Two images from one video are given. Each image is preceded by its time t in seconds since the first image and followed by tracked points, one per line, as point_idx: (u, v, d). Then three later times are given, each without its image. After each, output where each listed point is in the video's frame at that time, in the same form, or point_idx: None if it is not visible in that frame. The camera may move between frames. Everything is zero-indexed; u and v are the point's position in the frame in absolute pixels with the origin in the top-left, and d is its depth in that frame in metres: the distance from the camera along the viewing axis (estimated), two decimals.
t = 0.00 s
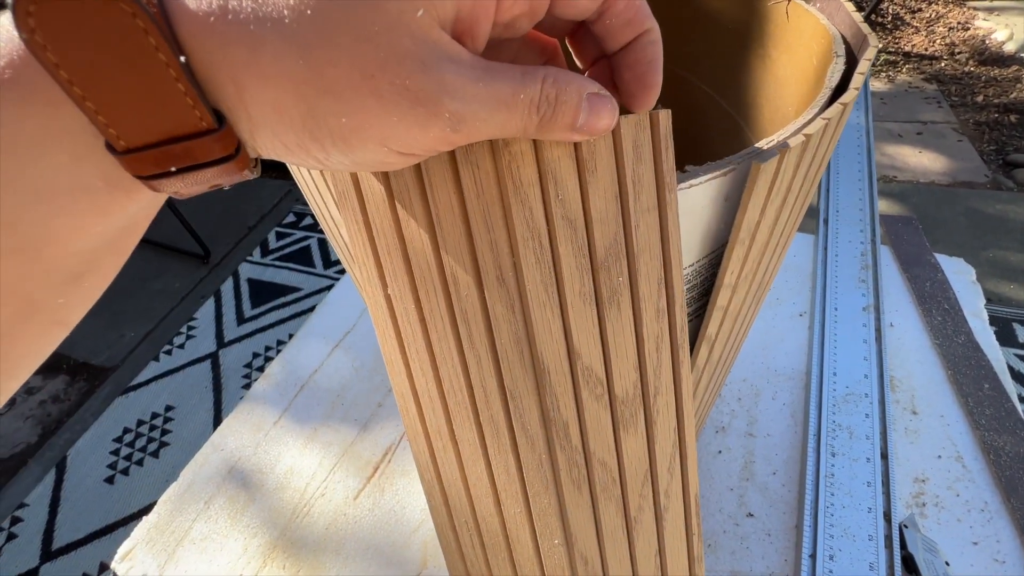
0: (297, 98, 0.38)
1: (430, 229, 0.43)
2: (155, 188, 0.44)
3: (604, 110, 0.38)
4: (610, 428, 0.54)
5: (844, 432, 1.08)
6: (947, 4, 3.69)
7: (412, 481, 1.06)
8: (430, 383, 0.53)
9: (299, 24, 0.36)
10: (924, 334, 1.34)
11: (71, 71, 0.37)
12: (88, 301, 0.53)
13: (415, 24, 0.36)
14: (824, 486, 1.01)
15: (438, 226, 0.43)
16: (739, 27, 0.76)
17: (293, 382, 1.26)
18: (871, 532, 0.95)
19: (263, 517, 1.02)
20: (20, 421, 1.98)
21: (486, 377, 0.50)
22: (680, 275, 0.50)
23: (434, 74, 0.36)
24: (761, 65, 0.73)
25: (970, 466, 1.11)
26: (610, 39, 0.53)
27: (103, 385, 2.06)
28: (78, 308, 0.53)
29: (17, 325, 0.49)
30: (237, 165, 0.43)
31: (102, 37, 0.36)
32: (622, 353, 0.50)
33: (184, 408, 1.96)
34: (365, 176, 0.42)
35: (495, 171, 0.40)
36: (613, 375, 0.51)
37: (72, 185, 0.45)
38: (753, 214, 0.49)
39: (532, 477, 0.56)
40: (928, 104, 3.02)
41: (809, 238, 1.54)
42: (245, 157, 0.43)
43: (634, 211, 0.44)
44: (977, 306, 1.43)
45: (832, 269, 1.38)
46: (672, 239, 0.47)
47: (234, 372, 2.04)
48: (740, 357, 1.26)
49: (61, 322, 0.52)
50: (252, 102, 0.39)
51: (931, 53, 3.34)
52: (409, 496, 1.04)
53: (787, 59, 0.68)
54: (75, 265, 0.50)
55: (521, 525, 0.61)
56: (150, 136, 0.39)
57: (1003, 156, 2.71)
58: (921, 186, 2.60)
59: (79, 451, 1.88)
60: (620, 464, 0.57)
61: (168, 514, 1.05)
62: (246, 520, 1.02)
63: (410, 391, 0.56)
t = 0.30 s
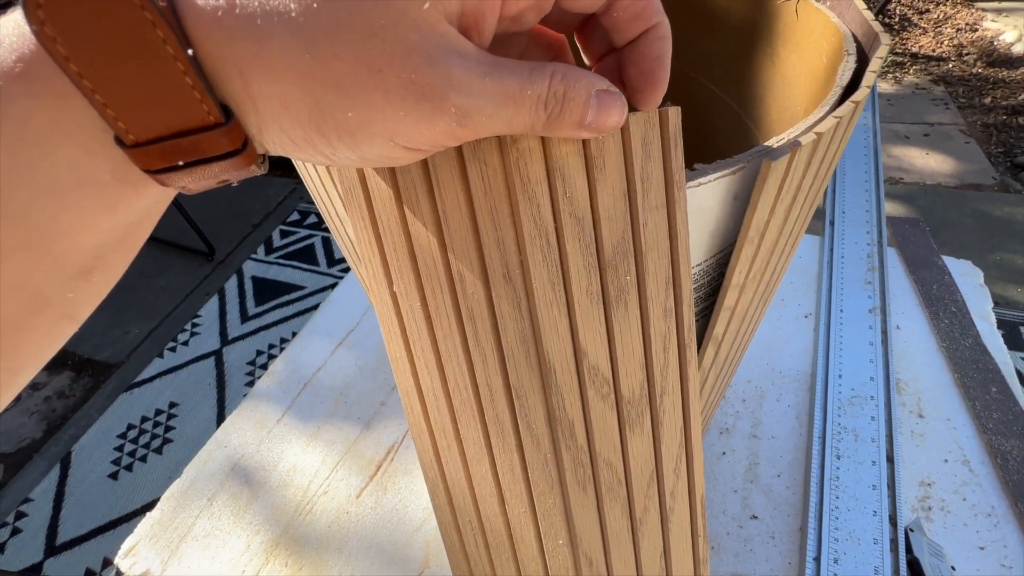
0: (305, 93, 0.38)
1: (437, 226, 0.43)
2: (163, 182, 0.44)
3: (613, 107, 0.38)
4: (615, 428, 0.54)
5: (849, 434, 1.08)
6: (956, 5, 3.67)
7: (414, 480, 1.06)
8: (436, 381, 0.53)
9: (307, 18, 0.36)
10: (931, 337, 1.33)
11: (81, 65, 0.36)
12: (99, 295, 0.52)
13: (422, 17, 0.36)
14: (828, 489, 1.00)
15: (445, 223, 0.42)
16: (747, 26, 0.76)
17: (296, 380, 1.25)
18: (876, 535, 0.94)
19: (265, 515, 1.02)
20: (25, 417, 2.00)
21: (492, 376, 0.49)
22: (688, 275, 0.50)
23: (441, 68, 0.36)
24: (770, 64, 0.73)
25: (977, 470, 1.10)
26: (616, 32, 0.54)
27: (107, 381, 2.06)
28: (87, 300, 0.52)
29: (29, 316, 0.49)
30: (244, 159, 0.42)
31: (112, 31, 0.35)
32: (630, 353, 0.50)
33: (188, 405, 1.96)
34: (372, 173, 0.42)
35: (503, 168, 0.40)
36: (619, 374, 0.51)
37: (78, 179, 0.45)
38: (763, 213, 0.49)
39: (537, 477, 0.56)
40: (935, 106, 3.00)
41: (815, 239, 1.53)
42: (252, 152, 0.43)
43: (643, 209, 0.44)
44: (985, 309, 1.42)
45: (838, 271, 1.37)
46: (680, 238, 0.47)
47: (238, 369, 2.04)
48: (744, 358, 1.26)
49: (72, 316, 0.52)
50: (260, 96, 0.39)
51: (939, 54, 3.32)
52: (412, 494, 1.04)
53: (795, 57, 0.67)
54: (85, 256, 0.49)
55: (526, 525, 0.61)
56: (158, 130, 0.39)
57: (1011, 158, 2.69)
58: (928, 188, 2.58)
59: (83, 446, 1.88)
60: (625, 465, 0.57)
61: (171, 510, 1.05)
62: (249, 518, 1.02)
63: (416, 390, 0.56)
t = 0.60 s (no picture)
0: (323, 92, 0.38)
1: (449, 228, 0.43)
2: (183, 179, 0.43)
3: (627, 110, 0.38)
4: (624, 431, 0.54)
5: (854, 438, 1.07)
6: (963, 8, 3.66)
7: (418, 479, 1.06)
8: (445, 381, 0.53)
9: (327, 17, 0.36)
10: (936, 341, 1.32)
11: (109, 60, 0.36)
12: (120, 291, 0.52)
13: (440, 17, 0.36)
14: (833, 493, 1.00)
15: (457, 225, 0.42)
16: (757, 29, 0.76)
17: (301, 378, 1.26)
18: (880, 540, 0.94)
19: (269, 513, 1.02)
20: (31, 412, 2.00)
21: (501, 376, 0.49)
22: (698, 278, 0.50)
23: (458, 68, 0.36)
24: (779, 67, 0.73)
25: (982, 475, 1.10)
26: (634, 37, 0.53)
27: (112, 378, 2.07)
28: (110, 295, 0.52)
29: (52, 312, 0.49)
30: (263, 156, 0.42)
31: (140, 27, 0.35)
32: (639, 356, 0.50)
33: (192, 402, 1.97)
34: (385, 174, 0.42)
35: (515, 170, 0.40)
36: (628, 376, 0.51)
37: (105, 175, 0.45)
38: (774, 217, 0.49)
39: (544, 478, 0.56)
40: (942, 109, 2.99)
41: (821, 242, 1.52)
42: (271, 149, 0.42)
43: (654, 211, 0.44)
44: (991, 313, 1.41)
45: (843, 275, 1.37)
46: (691, 242, 0.47)
47: (242, 367, 2.05)
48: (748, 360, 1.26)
49: (94, 310, 0.51)
50: (279, 95, 0.39)
51: (945, 57, 3.31)
52: (415, 492, 1.04)
53: (805, 61, 0.67)
54: (106, 253, 0.49)
55: (533, 525, 0.61)
56: (181, 126, 0.39)
57: (1018, 161, 2.68)
58: (934, 191, 2.58)
59: (88, 442, 1.89)
60: (633, 466, 0.57)
61: (176, 507, 1.05)
62: (253, 515, 1.02)
63: (426, 391, 0.56)
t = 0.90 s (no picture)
0: (338, 91, 0.39)
1: (457, 226, 0.43)
2: (199, 178, 0.43)
3: (635, 110, 0.38)
4: (629, 427, 0.54)
5: (858, 440, 1.07)
6: (970, 10, 3.65)
7: (421, 478, 1.06)
8: (451, 377, 0.53)
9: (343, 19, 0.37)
10: (942, 344, 1.32)
11: (131, 61, 0.36)
12: (135, 287, 0.52)
13: (451, 17, 0.36)
14: (837, 494, 1.00)
15: (465, 222, 0.43)
16: (765, 30, 0.76)
17: (305, 375, 1.26)
18: (883, 542, 0.93)
19: (273, 509, 1.03)
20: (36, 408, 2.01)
21: (507, 371, 0.50)
22: (705, 276, 0.50)
23: (470, 69, 0.36)
24: (786, 68, 0.73)
25: (987, 479, 1.09)
26: (641, 28, 0.55)
27: (117, 374, 2.08)
28: (126, 293, 0.52)
29: (68, 310, 0.48)
30: (278, 157, 0.42)
31: (161, 29, 0.35)
32: (644, 353, 0.50)
33: (196, 399, 1.97)
34: (394, 170, 0.42)
35: (523, 168, 0.40)
36: (634, 373, 0.51)
37: (124, 174, 0.45)
38: (781, 215, 0.49)
39: (549, 474, 0.56)
40: (948, 112, 2.99)
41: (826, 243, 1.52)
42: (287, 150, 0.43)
43: (661, 209, 0.44)
44: (997, 316, 1.41)
45: (849, 276, 1.36)
46: (697, 239, 0.47)
47: (246, 364, 2.05)
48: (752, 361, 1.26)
49: (109, 308, 0.51)
50: (296, 96, 0.40)
51: (952, 60, 3.29)
52: (418, 490, 1.04)
53: (812, 62, 0.67)
54: (122, 249, 0.49)
55: (538, 521, 0.61)
56: (198, 126, 0.39)
57: None
58: (940, 194, 2.57)
59: (93, 438, 1.90)
60: (638, 463, 0.57)
61: (181, 502, 1.06)
62: (257, 511, 1.03)
63: (432, 387, 0.56)
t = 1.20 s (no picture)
0: (349, 95, 0.39)
1: (463, 224, 0.44)
2: (213, 181, 0.44)
3: (639, 109, 0.39)
4: (631, 424, 0.54)
5: (860, 441, 1.07)
6: (975, 12, 3.64)
7: (424, 476, 1.06)
8: (456, 372, 0.54)
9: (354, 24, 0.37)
10: (945, 345, 1.32)
11: (150, 67, 0.37)
12: (148, 287, 0.52)
13: (460, 22, 0.36)
14: (839, 495, 1.00)
15: (470, 220, 0.43)
16: (767, 32, 0.76)
17: (309, 374, 1.27)
18: (886, 543, 0.93)
19: (277, 507, 1.03)
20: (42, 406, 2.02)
21: (511, 367, 0.50)
22: (707, 274, 0.50)
23: (478, 74, 0.36)
24: (789, 69, 0.73)
25: (990, 480, 1.09)
26: (644, 40, 0.54)
27: (122, 372, 2.09)
28: (139, 294, 0.52)
29: (82, 309, 0.49)
30: (290, 160, 0.42)
31: (179, 37, 0.36)
32: (646, 349, 0.51)
33: (201, 398, 1.98)
34: (400, 168, 0.42)
35: (528, 166, 0.41)
36: (637, 369, 0.51)
37: (140, 179, 0.45)
38: (782, 214, 0.49)
39: (552, 469, 0.56)
40: (952, 113, 2.98)
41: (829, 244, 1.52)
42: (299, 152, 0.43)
43: (664, 207, 0.45)
44: (1001, 318, 1.41)
45: (852, 278, 1.36)
46: (699, 237, 0.47)
47: (250, 364, 2.06)
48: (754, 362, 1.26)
49: (122, 309, 0.52)
50: (308, 101, 0.40)
51: (957, 61, 3.29)
52: (421, 489, 1.05)
53: (814, 63, 0.67)
54: (138, 252, 0.49)
55: (541, 518, 0.62)
56: (214, 131, 0.40)
57: None
58: (944, 195, 2.57)
59: (98, 436, 1.91)
60: (640, 459, 0.57)
61: (186, 499, 1.06)
62: (261, 508, 1.03)
63: (437, 382, 0.56)
